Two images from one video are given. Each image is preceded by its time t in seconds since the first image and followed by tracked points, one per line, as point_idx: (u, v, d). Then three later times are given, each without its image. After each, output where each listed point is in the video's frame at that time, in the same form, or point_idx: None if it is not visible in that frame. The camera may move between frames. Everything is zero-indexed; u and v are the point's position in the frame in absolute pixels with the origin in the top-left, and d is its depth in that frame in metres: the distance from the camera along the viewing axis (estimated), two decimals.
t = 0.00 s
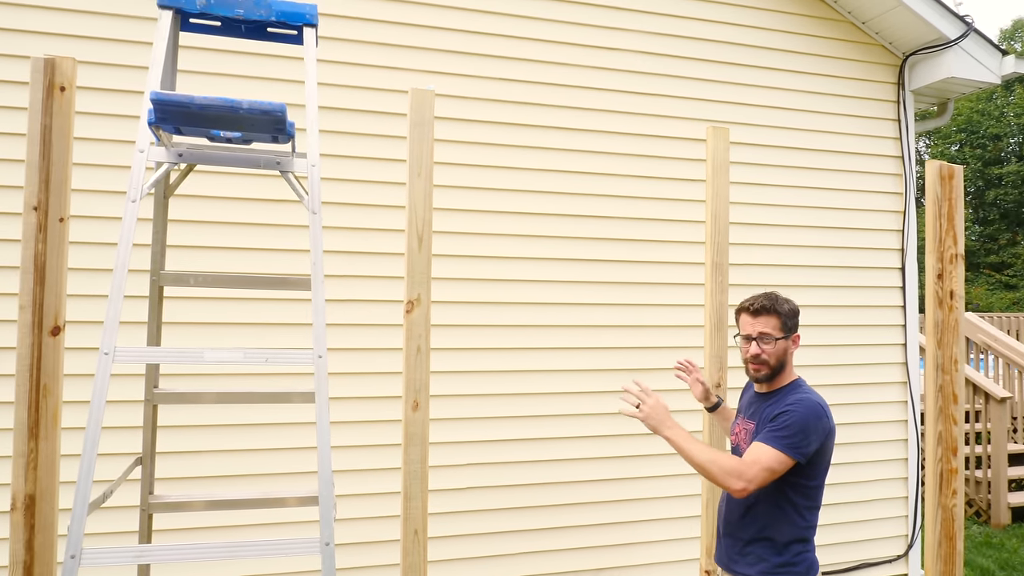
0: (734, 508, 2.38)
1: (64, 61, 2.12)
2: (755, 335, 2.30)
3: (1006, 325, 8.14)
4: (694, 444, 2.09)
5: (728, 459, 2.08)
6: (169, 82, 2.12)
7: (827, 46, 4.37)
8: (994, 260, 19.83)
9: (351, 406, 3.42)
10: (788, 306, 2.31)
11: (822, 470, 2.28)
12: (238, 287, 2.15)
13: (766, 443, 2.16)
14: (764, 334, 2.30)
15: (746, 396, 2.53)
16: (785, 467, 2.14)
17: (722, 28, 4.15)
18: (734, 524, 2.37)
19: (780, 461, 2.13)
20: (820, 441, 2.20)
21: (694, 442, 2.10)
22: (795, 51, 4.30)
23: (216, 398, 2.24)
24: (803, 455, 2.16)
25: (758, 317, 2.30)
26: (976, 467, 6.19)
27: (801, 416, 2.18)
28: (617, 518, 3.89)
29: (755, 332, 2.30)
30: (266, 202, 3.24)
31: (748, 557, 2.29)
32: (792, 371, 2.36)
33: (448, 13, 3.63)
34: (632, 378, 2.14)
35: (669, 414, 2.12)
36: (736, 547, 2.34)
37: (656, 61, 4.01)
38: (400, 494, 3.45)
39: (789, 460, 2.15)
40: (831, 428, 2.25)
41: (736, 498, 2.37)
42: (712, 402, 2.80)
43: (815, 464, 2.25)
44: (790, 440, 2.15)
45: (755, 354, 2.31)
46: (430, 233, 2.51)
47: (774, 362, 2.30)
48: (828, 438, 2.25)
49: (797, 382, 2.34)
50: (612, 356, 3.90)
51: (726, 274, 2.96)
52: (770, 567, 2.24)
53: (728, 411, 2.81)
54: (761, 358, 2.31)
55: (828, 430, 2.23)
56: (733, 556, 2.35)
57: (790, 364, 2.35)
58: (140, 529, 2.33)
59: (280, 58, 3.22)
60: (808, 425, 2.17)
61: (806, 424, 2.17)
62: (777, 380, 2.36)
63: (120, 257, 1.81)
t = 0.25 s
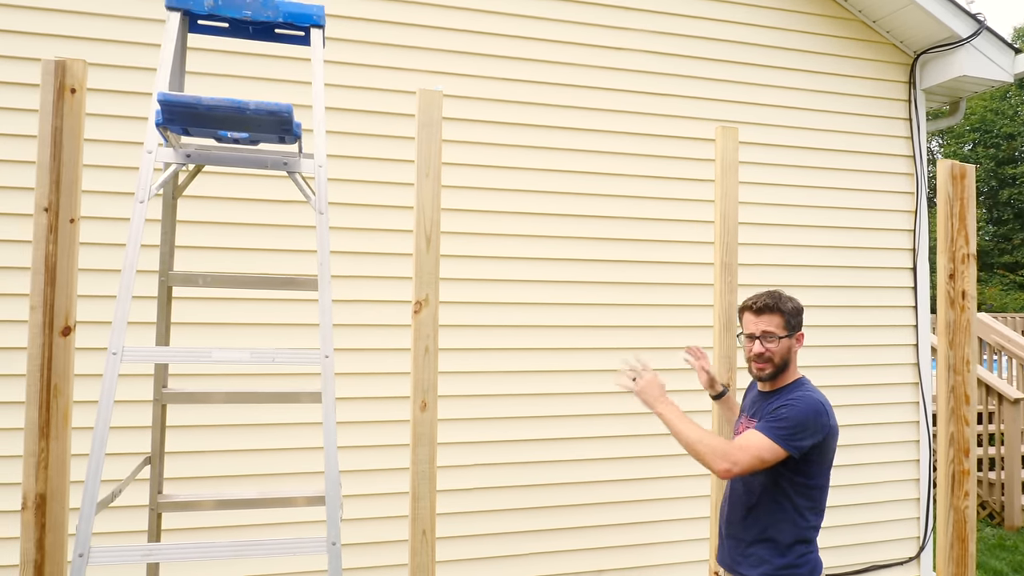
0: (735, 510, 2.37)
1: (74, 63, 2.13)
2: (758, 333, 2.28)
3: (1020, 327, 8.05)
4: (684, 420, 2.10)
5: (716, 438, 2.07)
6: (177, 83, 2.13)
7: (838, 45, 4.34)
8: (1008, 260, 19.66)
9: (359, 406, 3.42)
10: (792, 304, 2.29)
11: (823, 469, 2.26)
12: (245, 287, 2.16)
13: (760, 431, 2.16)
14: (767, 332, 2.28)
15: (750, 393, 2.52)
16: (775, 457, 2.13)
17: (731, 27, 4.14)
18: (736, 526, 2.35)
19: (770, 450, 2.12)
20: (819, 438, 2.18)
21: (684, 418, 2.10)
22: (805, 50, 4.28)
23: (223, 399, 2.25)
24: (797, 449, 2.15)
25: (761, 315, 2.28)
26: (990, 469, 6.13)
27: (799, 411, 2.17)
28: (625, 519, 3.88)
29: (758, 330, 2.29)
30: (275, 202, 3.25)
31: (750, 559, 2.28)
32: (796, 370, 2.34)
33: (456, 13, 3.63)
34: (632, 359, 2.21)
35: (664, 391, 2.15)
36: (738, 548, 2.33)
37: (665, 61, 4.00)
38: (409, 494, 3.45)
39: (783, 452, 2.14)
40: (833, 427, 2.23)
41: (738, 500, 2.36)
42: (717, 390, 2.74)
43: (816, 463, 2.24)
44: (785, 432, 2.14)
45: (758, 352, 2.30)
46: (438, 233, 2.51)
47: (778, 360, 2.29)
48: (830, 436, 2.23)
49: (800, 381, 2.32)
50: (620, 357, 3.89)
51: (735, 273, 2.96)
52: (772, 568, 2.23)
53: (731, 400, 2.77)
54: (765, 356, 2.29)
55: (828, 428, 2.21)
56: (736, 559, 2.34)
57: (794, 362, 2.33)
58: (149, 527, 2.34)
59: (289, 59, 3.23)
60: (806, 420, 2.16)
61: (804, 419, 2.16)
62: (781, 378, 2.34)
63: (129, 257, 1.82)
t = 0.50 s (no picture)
0: (741, 510, 2.36)
1: (86, 65, 2.15)
2: (761, 331, 2.28)
3: None
4: (688, 403, 2.10)
5: (713, 424, 2.07)
6: (187, 84, 2.14)
7: (848, 44, 4.32)
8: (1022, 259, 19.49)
9: (368, 405, 3.43)
10: (794, 301, 2.28)
11: (828, 467, 2.25)
12: (254, 287, 2.17)
13: (761, 423, 2.15)
14: (770, 329, 2.27)
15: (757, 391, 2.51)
16: (774, 450, 2.12)
17: (741, 25, 4.12)
18: (742, 526, 2.34)
19: (769, 441, 2.12)
20: (822, 434, 2.17)
21: (687, 401, 2.11)
22: (816, 48, 4.26)
23: (233, 398, 2.26)
24: (798, 443, 2.15)
25: (764, 313, 2.27)
26: (1003, 470, 6.08)
27: (803, 406, 2.16)
28: (635, 519, 3.87)
29: (761, 328, 2.28)
30: (285, 203, 3.26)
31: (757, 559, 2.27)
32: (800, 368, 2.33)
33: (465, 14, 3.63)
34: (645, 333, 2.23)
35: (670, 374, 2.16)
36: (744, 549, 2.32)
37: (674, 60, 3.99)
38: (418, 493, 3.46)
39: (783, 445, 2.13)
40: (839, 426, 2.22)
41: (742, 500, 2.35)
42: (731, 380, 2.76)
43: (820, 460, 2.23)
44: (786, 426, 2.13)
45: (761, 350, 2.29)
46: (446, 232, 2.51)
47: (781, 358, 2.28)
48: (834, 434, 2.22)
49: (805, 379, 2.31)
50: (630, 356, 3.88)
51: (745, 274, 2.95)
52: (779, 568, 2.21)
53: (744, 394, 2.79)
54: (768, 354, 2.28)
55: (833, 425, 2.20)
56: (742, 560, 2.32)
57: (798, 360, 2.32)
58: (160, 526, 2.36)
59: (298, 60, 3.24)
60: (809, 415, 2.15)
61: (807, 414, 2.15)
62: (786, 377, 2.33)
63: (139, 257, 1.84)
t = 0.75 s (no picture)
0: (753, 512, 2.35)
1: (96, 66, 2.16)
2: (765, 330, 2.27)
3: None
4: (698, 411, 2.09)
5: (721, 431, 2.06)
6: (196, 84, 2.15)
7: (858, 41, 4.30)
8: None
9: (376, 404, 3.44)
10: (796, 299, 2.27)
11: (837, 465, 2.24)
12: (262, 285, 2.18)
13: (767, 426, 2.14)
14: (775, 328, 2.26)
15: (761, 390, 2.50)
16: (781, 452, 2.11)
17: (750, 24, 4.10)
18: (756, 528, 2.32)
19: (775, 444, 2.11)
20: (828, 433, 2.16)
21: (696, 409, 2.09)
22: (827, 47, 4.24)
23: (241, 396, 2.27)
24: (806, 444, 2.14)
25: (769, 312, 2.26)
26: (1015, 471, 6.03)
27: (808, 406, 2.15)
28: (643, 519, 3.86)
29: (765, 327, 2.27)
30: (293, 203, 3.28)
31: (774, 561, 2.25)
32: (804, 365, 2.33)
33: (473, 13, 3.64)
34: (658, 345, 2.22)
35: (680, 381, 2.16)
36: (760, 551, 2.30)
37: (683, 59, 3.98)
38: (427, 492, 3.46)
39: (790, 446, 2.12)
40: (845, 423, 2.21)
41: (755, 502, 2.34)
42: (734, 380, 2.74)
43: (831, 459, 2.22)
44: (793, 428, 2.12)
45: (766, 349, 2.28)
46: (454, 232, 2.52)
47: (786, 357, 2.27)
48: (841, 431, 2.21)
49: (810, 377, 2.30)
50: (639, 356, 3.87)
51: (754, 273, 2.94)
52: (796, 569, 2.20)
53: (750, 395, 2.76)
54: (772, 353, 2.28)
55: (838, 423, 2.19)
56: (758, 562, 2.30)
57: (802, 358, 2.31)
58: (169, 524, 2.37)
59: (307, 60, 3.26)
60: (815, 415, 2.14)
61: (812, 414, 2.14)
62: (790, 375, 2.32)
63: (148, 257, 1.84)
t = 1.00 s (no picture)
0: (763, 513, 2.34)
1: (107, 66, 2.18)
2: (767, 331, 2.26)
3: None
4: (698, 412, 2.08)
5: (725, 431, 2.06)
6: (204, 84, 2.16)
7: (867, 40, 4.28)
8: None
9: (384, 404, 3.45)
10: (797, 299, 2.26)
11: (846, 463, 2.23)
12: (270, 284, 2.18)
13: (773, 425, 2.14)
14: (777, 329, 2.25)
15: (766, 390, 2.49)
16: (788, 452, 2.11)
17: (759, 22, 4.09)
18: (767, 530, 2.31)
19: (783, 444, 2.10)
20: (835, 431, 2.15)
21: (697, 410, 2.09)
22: (836, 45, 4.22)
23: (250, 395, 2.28)
24: (814, 443, 2.13)
25: (769, 313, 2.25)
26: None
27: (814, 404, 2.14)
28: (651, 519, 3.86)
29: (766, 329, 2.26)
30: (302, 202, 3.29)
31: (786, 563, 2.25)
32: (808, 364, 2.32)
33: (481, 13, 3.64)
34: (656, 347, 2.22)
35: (680, 384, 2.14)
36: (771, 553, 2.29)
37: (691, 58, 3.97)
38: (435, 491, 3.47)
39: (798, 445, 2.12)
40: (853, 420, 2.20)
41: (765, 504, 2.33)
42: (736, 381, 2.68)
43: (840, 458, 2.21)
44: (800, 426, 2.12)
45: (769, 351, 2.27)
46: (462, 231, 2.52)
47: (789, 357, 2.27)
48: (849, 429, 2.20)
49: (814, 376, 2.30)
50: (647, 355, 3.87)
51: (762, 271, 2.93)
52: (809, 570, 2.20)
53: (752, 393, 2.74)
54: (775, 355, 2.27)
55: (846, 420, 2.18)
56: (771, 564, 2.30)
57: (806, 358, 2.30)
58: (179, 521, 2.38)
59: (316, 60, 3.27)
60: (823, 413, 2.13)
61: (820, 413, 2.13)
62: (794, 375, 2.32)
63: (157, 256, 1.85)
